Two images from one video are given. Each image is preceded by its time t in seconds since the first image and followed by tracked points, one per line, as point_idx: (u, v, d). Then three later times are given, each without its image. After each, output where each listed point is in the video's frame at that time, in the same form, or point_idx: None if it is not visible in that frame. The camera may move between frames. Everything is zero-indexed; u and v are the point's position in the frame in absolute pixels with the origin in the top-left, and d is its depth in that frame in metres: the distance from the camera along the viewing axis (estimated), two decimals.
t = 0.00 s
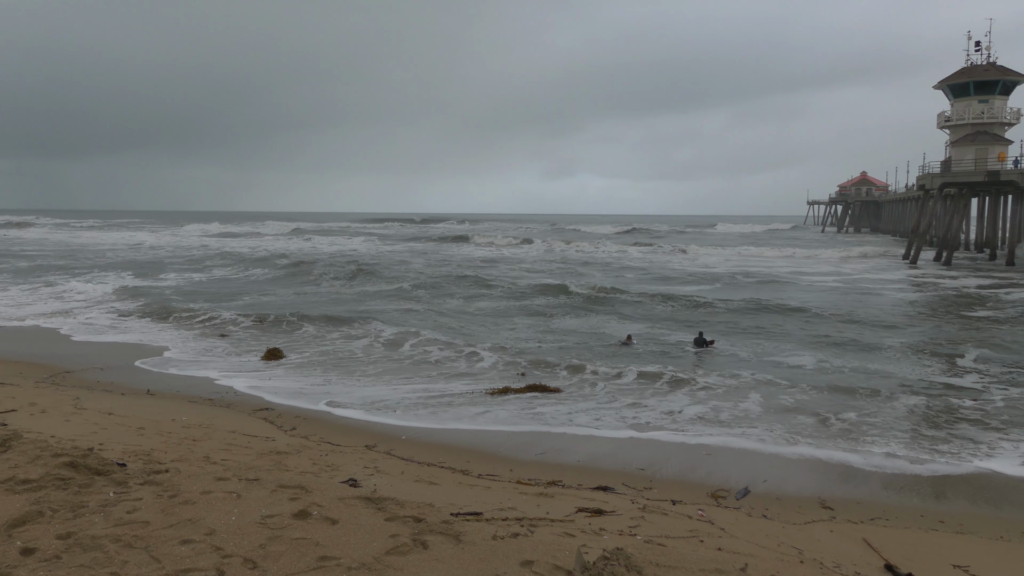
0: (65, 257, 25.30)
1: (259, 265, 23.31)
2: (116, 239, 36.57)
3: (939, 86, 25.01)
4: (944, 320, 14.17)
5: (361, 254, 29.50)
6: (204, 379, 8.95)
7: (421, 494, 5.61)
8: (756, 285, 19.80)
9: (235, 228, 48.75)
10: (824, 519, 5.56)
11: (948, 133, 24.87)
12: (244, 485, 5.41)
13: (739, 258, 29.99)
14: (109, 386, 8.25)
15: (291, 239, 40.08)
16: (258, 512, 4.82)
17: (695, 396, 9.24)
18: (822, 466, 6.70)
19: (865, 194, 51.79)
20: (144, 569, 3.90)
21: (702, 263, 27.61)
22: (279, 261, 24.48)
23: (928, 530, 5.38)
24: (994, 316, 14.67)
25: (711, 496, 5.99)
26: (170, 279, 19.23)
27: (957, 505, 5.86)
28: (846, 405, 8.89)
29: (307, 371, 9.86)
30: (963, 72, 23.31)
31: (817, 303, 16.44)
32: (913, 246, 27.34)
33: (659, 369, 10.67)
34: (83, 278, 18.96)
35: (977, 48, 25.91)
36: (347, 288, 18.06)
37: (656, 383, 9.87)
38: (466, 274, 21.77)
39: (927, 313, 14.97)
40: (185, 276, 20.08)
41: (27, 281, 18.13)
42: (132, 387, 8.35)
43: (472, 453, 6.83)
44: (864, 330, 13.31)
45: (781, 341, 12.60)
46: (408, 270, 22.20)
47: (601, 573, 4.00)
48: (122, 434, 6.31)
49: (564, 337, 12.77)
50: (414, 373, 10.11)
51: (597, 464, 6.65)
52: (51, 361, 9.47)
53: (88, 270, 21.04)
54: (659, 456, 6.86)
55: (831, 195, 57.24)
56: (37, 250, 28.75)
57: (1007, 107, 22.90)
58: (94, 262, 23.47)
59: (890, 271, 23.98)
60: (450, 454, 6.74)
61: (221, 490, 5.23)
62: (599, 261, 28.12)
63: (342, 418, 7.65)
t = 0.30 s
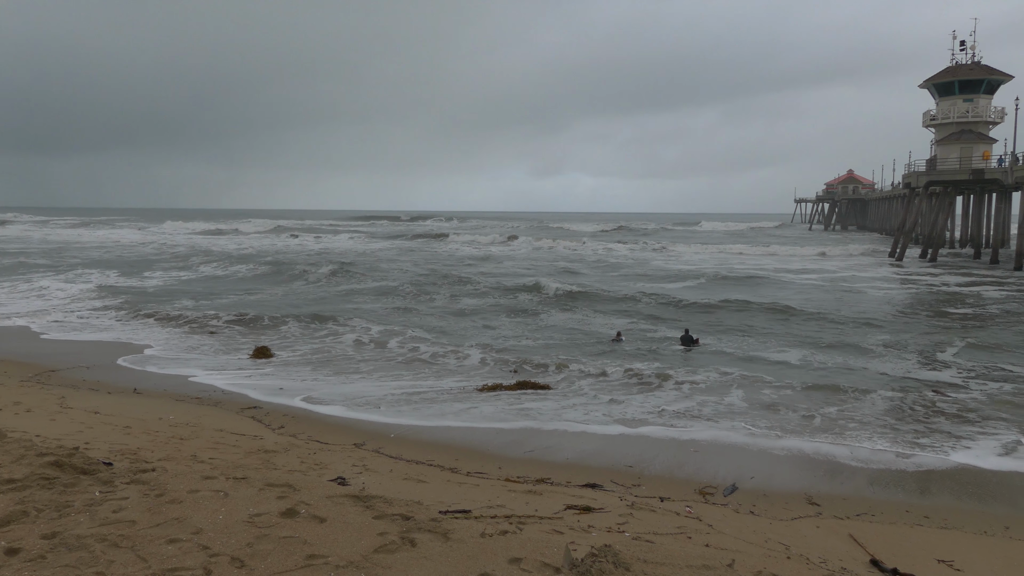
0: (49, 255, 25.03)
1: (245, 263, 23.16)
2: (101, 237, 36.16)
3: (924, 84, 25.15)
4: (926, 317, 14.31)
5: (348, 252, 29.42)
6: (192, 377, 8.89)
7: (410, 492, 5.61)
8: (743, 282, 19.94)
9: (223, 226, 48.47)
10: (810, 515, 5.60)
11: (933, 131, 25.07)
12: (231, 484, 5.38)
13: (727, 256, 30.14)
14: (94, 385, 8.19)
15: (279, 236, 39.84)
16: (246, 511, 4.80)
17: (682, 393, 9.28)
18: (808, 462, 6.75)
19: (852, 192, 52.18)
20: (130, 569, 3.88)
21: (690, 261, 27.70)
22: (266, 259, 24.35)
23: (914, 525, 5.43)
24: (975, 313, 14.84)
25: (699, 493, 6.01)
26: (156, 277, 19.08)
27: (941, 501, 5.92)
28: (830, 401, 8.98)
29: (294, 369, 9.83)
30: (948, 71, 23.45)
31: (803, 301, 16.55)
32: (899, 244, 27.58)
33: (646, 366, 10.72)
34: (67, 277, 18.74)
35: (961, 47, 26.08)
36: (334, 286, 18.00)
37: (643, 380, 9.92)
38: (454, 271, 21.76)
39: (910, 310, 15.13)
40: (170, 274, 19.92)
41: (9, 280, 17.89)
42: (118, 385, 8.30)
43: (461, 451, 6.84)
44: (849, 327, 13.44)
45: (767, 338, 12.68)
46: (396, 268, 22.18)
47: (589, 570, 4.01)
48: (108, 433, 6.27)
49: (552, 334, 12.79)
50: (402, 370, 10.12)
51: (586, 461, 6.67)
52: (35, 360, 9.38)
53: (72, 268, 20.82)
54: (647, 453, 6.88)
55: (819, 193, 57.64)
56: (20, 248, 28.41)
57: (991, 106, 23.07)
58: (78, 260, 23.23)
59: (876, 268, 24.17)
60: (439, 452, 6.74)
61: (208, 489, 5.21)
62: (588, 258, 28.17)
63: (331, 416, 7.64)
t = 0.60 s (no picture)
0: (37, 255, 24.83)
1: (235, 262, 23.06)
2: (90, 236, 35.90)
3: (914, 83, 25.25)
4: (914, 314, 14.40)
5: (339, 251, 29.35)
6: (183, 377, 8.86)
7: (402, 491, 5.59)
8: (734, 280, 20.01)
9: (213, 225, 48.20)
10: (802, 512, 5.61)
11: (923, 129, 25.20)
12: (222, 483, 5.36)
13: (719, 254, 30.19)
14: (84, 385, 8.16)
15: (270, 235, 39.70)
16: (237, 511, 4.78)
17: (673, 389, 9.31)
18: (800, 459, 6.77)
19: (842, 189, 52.43)
20: (120, 570, 3.86)
21: (682, 259, 27.74)
22: (256, 259, 24.25)
23: (905, 521, 5.45)
24: (964, 310, 14.93)
25: (691, 490, 6.02)
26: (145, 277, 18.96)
27: (931, 496, 5.95)
28: (819, 398, 9.02)
29: (285, 368, 9.81)
30: (938, 70, 23.55)
31: (793, 298, 16.63)
32: (889, 241, 27.73)
33: (638, 363, 10.75)
34: (55, 277, 18.60)
35: (950, 46, 26.19)
36: (325, 284, 17.96)
37: (635, 377, 9.95)
38: (445, 270, 21.75)
39: (898, 307, 15.22)
40: (160, 273, 19.81)
41: None
42: (109, 385, 8.27)
43: (453, 449, 6.83)
44: (839, 323, 13.52)
45: (758, 335, 12.72)
46: (387, 267, 22.12)
47: (581, 568, 4.01)
48: (98, 433, 6.23)
49: (543, 332, 12.80)
50: (394, 369, 10.11)
51: (578, 458, 6.67)
52: (23, 361, 9.29)
53: (61, 268, 20.67)
54: (640, 451, 6.89)
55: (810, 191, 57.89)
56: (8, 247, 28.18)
57: (980, 104, 23.19)
58: (66, 260, 23.06)
59: (867, 266, 24.29)
60: (431, 450, 6.73)
61: (199, 489, 5.18)
62: (580, 256, 28.16)
63: (323, 415, 7.63)
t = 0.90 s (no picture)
0: (29, 253, 24.68)
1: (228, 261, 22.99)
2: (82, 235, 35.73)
3: (908, 81, 25.30)
4: (907, 311, 14.45)
5: (333, 249, 29.31)
6: (177, 375, 8.83)
7: (397, 490, 5.59)
8: (728, 277, 20.03)
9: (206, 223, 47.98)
10: (796, 509, 5.63)
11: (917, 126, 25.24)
12: (217, 482, 5.34)
13: (714, 252, 30.21)
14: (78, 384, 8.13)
15: (263, 233, 39.60)
16: (232, 509, 4.78)
17: (667, 385, 9.33)
18: (795, 456, 6.78)
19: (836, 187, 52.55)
20: (114, 569, 3.85)
21: (677, 257, 27.75)
22: (250, 257, 24.18)
23: (898, 518, 5.48)
24: (956, 307, 14.99)
25: (686, 487, 6.03)
26: (138, 276, 18.84)
27: (924, 492, 5.97)
28: (813, 394, 9.05)
29: (279, 366, 9.79)
30: (931, 68, 23.60)
31: (787, 295, 16.67)
32: (883, 238, 27.79)
33: (632, 359, 10.77)
34: (47, 276, 18.50)
35: (944, 44, 26.24)
36: (319, 282, 17.93)
37: (630, 373, 9.96)
38: (439, 268, 21.72)
39: (891, 304, 15.26)
40: (153, 272, 19.73)
41: None
42: (104, 384, 8.25)
43: (449, 447, 6.82)
44: (832, 320, 13.58)
45: (752, 331, 12.74)
46: (381, 265, 22.08)
47: (576, 566, 4.02)
48: (92, 432, 6.21)
49: (537, 329, 12.81)
50: (388, 366, 10.11)
51: (573, 456, 6.68)
52: (16, 360, 9.23)
53: (53, 267, 20.56)
54: (635, 448, 6.90)
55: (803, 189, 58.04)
56: None
57: (974, 102, 23.26)
58: (58, 259, 22.93)
59: (861, 263, 24.37)
60: (426, 448, 6.73)
61: (194, 487, 5.17)
62: (574, 254, 28.15)
63: (318, 413, 7.62)
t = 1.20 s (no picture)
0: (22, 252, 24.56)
1: (222, 259, 22.92)
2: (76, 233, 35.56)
3: (903, 78, 25.32)
4: (901, 307, 14.48)
5: (328, 247, 29.24)
6: (172, 374, 8.82)
7: (393, 488, 5.58)
8: (723, 275, 20.05)
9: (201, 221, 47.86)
10: (792, 505, 5.63)
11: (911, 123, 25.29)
12: (213, 481, 5.32)
13: (710, 249, 30.21)
14: (73, 383, 8.10)
15: (258, 231, 39.51)
16: (227, 508, 4.77)
17: (663, 381, 9.35)
18: (791, 452, 6.79)
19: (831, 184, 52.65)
20: (109, 568, 3.83)
21: (673, 254, 27.75)
22: (244, 255, 24.08)
23: (893, 514, 5.49)
24: (949, 303, 15.05)
25: (682, 484, 6.03)
26: (131, 275, 18.74)
27: (919, 488, 5.99)
28: (807, 389, 9.10)
29: (275, 363, 9.78)
30: (926, 65, 23.60)
31: (782, 292, 16.70)
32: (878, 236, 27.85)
33: (627, 356, 10.78)
34: (40, 275, 18.41)
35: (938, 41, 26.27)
36: (314, 280, 17.89)
37: (625, 370, 9.98)
38: (434, 266, 21.68)
39: (885, 301, 15.30)
40: (147, 270, 19.64)
41: None
42: (100, 382, 8.24)
43: (445, 445, 6.81)
44: (826, 316, 13.62)
45: (747, 327, 12.76)
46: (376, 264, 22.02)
47: (572, 563, 4.02)
48: (87, 432, 6.18)
49: (532, 326, 12.80)
50: (384, 363, 10.10)
51: (570, 453, 6.68)
52: (10, 360, 9.19)
53: (46, 266, 20.46)
54: (632, 445, 6.90)
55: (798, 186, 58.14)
56: None
57: (968, 99, 23.29)
58: (52, 258, 22.83)
59: (855, 260, 24.43)
60: (423, 446, 6.72)
61: (189, 486, 5.16)
62: (570, 252, 28.13)
63: (314, 411, 7.60)
